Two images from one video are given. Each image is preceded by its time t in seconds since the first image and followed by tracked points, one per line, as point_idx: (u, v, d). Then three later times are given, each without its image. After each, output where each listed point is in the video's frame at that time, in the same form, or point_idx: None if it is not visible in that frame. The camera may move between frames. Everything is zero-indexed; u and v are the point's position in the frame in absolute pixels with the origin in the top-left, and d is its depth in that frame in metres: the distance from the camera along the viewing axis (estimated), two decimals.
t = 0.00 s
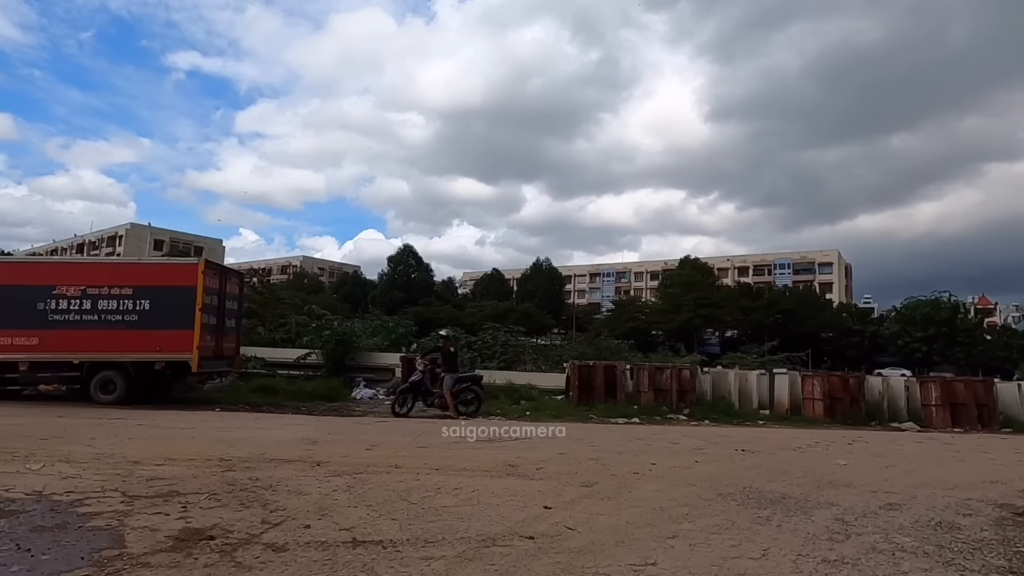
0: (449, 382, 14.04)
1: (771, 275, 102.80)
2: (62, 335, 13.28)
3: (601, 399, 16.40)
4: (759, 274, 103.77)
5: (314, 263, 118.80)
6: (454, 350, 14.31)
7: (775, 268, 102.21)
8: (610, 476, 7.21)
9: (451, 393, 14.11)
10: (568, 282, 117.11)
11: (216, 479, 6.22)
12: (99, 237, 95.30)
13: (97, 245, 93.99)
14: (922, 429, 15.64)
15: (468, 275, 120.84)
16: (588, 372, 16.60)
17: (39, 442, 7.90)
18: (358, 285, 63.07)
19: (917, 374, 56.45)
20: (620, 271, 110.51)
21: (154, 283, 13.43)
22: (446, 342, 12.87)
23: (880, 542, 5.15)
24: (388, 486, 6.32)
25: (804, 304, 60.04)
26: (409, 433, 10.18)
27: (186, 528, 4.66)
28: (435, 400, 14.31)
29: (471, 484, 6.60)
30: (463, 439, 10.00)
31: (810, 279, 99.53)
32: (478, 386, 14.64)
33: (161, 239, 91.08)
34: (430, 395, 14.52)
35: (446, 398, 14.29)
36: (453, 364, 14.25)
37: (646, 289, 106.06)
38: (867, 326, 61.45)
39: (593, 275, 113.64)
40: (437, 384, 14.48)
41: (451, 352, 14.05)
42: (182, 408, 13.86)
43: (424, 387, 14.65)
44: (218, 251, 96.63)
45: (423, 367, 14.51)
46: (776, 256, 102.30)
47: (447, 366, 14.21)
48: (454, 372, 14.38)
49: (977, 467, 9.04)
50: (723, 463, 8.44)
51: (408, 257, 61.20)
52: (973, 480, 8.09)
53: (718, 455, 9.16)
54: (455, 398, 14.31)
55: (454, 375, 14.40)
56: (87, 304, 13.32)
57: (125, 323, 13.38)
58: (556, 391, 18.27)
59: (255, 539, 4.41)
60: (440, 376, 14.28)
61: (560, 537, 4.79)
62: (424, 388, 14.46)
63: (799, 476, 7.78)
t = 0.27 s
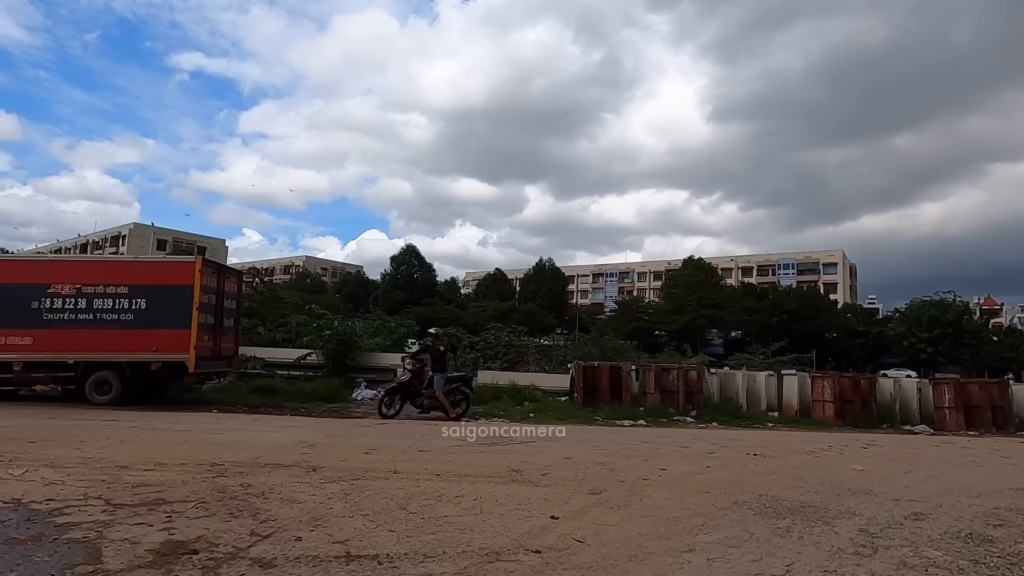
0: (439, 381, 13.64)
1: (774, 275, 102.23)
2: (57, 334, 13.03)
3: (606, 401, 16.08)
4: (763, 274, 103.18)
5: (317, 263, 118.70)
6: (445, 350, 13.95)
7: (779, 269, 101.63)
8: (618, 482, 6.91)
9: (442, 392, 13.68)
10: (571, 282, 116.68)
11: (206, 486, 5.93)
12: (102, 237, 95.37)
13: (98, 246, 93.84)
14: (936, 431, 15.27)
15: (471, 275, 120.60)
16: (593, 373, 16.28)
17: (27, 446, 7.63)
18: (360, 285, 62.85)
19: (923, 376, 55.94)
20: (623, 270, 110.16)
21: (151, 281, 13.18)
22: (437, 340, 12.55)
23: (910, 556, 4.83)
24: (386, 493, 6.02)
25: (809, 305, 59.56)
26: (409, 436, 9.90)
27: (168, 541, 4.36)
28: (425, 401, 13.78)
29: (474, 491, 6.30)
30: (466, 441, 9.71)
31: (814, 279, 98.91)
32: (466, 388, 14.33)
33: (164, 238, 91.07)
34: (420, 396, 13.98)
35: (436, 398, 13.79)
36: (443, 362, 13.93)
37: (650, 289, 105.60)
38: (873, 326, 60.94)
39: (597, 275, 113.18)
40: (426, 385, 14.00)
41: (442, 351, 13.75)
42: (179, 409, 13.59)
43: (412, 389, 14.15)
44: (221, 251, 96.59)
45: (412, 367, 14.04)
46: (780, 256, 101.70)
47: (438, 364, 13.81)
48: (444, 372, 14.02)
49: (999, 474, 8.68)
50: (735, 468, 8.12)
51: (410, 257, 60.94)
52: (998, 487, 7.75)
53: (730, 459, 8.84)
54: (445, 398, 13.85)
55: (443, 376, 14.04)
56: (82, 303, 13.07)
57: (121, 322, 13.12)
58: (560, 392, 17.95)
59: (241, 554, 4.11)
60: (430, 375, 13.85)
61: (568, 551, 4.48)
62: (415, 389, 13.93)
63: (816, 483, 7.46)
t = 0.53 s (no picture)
0: (428, 381, 13.10)
1: (778, 275, 101.72)
2: (53, 333, 12.82)
3: (611, 402, 15.81)
4: (767, 274, 102.57)
5: (320, 263, 118.62)
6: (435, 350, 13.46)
7: (783, 269, 101.08)
8: (627, 488, 6.65)
9: (432, 393, 13.18)
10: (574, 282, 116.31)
11: (198, 492, 5.69)
12: (105, 237, 95.45)
13: (101, 245, 93.93)
14: (948, 434, 14.96)
15: (474, 275, 120.41)
16: (598, 374, 16.03)
17: (17, 448, 7.42)
18: (363, 285, 62.67)
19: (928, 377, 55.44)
20: (626, 270, 109.82)
21: (148, 280, 12.96)
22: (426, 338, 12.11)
23: (939, 570, 4.55)
24: (385, 500, 5.77)
25: (813, 305, 59.11)
26: (410, 439, 9.66)
27: (153, 553, 4.12)
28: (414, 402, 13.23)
29: (477, 497, 6.04)
30: (469, 444, 9.46)
31: (819, 279, 98.32)
32: (457, 389, 13.78)
33: (166, 238, 91.07)
34: (409, 398, 13.44)
35: (427, 400, 13.29)
36: (434, 362, 13.47)
37: (653, 289, 105.16)
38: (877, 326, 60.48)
39: (599, 275, 112.79)
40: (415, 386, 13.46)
41: (431, 350, 13.27)
42: (177, 409, 13.36)
43: (401, 390, 13.64)
44: (223, 251, 96.57)
45: (401, 368, 13.55)
46: (784, 256, 101.15)
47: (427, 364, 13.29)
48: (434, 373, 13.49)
49: (1020, 480, 8.38)
50: (747, 473, 7.83)
51: (413, 257, 60.72)
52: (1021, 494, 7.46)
53: (741, 463, 8.57)
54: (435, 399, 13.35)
55: (433, 376, 13.54)
56: (78, 302, 12.87)
57: (118, 322, 12.91)
58: (564, 393, 17.69)
59: (228, 568, 3.86)
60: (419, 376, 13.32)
61: (576, 565, 4.21)
62: (404, 390, 13.39)
63: (832, 489, 7.19)
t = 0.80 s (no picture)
0: (413, 383, 12.80)
1: (783, 275, 101.08)
2: (51, 333, 12.65)
3: (617, 404, 15.54)
4: (772, 275, 102.08)
5: (323, 263, 118.76)
6: (422, 351, 13.00)
7: (787, 269, 100.59)
8: (636, 495, 6.40)
9: (416, 396, 12.82)
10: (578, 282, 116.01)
11: (190, 498, 5.47)
12: (109, 237, 95.67)
13: (106, 245, 94.11)
14: (960, 437, 14.65)
15: (477, 275, 120.22)
16: (603, 375, 15.78)
17: (8, 451, 7.21)
18: (366, 285, 62.57)
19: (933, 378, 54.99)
20: (630, 271, 109.46)
21: (147, 279, 12.78)
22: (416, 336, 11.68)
23: None
24: (385, 508, 5.53)
25: (818, 305, 58.68)
26: (412, 441, 9.43)
27: (138, 566, 3.89)
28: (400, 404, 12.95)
29: (481, 504, 5.80)
30: (472, 447, 9.23)
31: (823, 279, 97.78)
32: (446, 391, 13.37)
33: (171, 238, 91.20)
34: (394, 400, 13.16)
35: (412, 403, 13.00)
36: (421, 364, 13.06)
37: (656, 290, 104.82)
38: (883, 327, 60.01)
39: (603, 275, 112.48)
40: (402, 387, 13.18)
41: (419, 351, 12.95)
42: (176, 410, 13.16)
43: (387, 392, 13.33)
44: (227, 251, 96.64)
45: (387, 369, 13.28)
46: (788, 256, 100.53)
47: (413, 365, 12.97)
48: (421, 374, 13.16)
49: None
50: (760, 479, 7.58)
51: (416, 256, 60.60)
52: None
53: (753, 468, 8.31)
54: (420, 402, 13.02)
55: (419, 378, 13.16)
56: (76, 301, 12.69)
57: (116, 321, 12.72)
58: (568, 394, 17.43)
59: None
60: (405, 377, 13.02)
61: None
62: (390, 392, 13.12)
63: (849, 496, 6.92)
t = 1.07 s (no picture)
0: (402, 384, 12.50)
1: (789, 276, 100.48)
2: (51, 332, 12.52)
3: (623, 406, 15.31)
4: (777, 275, 101.51)
5: (328, 263, 118.86)
6: (411, 351, 12.69)
7: (793, 270, 99.97)
8: (646, 500, 6.18)
9: (405, 397, 12.53)
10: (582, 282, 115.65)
11: (184, 502, 5.29)
12: (115, 237, 95.98)
13: (111, 245, 94.41)
14: (974, 440, 14.37)
15: (481, 275, 120.12)
16: (609, 376, 15.55)
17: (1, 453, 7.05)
18: (370, 285, 62.50)
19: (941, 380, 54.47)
20: (635, 271, 109.12)
21: (147, 277, 12.64)
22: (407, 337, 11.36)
23: None
24: (385, 513, 5.34)
25: (824, 306, 58.23)
26: (415, 443, 9.25)
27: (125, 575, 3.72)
28: (387, 405, 12.69)
29: (484, 509, 5.60)
30: (476, 449, 9.04)
31: (829, 280, 97.15)
32: (435, 392, 13.10)
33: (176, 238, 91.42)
34: (382, 401, 12.90)
35: (400, 404, 12.73)
36: (409, 365, 12.77)
37: (661, 290, 104.44)
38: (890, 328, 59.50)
39: (607, 276, 112.14)
40: (390, 388, 12.95)
41: (408, 350, 12.72)
42: (177, 410, 13.02)
43: (375, 392, 13.06)
44: (232, 251, 96.79)
45: (375, 369, 12.99)
46: (794, 256, 99.93)
47: (401, 364, 12.74)
48: (409, 375, 12.92)
49: None
50: (772, 483, 7.35)
51: (420, 256, 60.48)
52: None
53: (764, 472, 8.08)
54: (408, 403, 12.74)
55: (408, 378, 12.86)
56: (76, 299, 12.57)
57: (116, 320, 12.59)
58: (573, 395, 17.21)
59: None
60: (393, 376, 12.79)
61: None
62: (377, 392, 12.87)
63: (864, 502, 6.69)
